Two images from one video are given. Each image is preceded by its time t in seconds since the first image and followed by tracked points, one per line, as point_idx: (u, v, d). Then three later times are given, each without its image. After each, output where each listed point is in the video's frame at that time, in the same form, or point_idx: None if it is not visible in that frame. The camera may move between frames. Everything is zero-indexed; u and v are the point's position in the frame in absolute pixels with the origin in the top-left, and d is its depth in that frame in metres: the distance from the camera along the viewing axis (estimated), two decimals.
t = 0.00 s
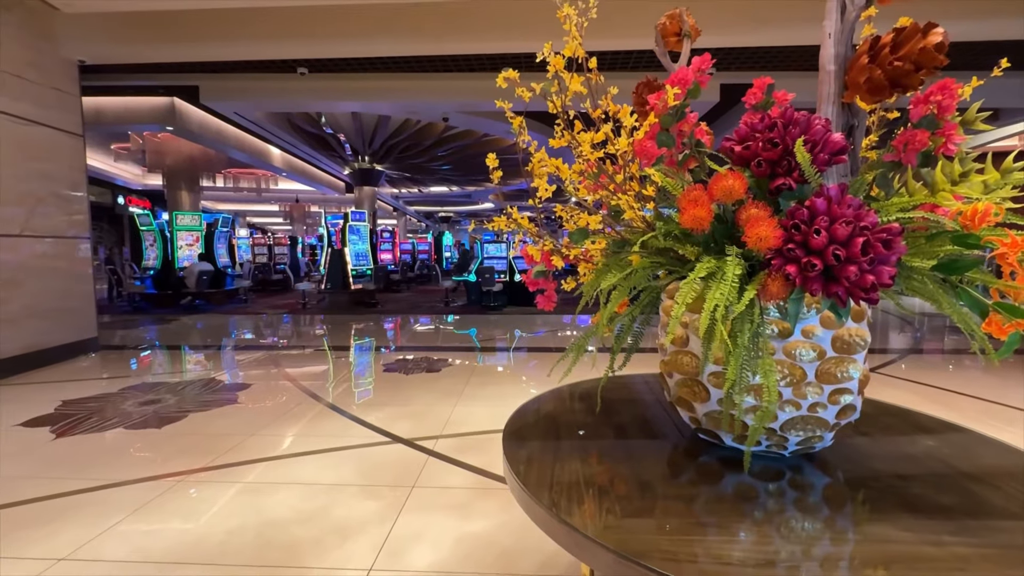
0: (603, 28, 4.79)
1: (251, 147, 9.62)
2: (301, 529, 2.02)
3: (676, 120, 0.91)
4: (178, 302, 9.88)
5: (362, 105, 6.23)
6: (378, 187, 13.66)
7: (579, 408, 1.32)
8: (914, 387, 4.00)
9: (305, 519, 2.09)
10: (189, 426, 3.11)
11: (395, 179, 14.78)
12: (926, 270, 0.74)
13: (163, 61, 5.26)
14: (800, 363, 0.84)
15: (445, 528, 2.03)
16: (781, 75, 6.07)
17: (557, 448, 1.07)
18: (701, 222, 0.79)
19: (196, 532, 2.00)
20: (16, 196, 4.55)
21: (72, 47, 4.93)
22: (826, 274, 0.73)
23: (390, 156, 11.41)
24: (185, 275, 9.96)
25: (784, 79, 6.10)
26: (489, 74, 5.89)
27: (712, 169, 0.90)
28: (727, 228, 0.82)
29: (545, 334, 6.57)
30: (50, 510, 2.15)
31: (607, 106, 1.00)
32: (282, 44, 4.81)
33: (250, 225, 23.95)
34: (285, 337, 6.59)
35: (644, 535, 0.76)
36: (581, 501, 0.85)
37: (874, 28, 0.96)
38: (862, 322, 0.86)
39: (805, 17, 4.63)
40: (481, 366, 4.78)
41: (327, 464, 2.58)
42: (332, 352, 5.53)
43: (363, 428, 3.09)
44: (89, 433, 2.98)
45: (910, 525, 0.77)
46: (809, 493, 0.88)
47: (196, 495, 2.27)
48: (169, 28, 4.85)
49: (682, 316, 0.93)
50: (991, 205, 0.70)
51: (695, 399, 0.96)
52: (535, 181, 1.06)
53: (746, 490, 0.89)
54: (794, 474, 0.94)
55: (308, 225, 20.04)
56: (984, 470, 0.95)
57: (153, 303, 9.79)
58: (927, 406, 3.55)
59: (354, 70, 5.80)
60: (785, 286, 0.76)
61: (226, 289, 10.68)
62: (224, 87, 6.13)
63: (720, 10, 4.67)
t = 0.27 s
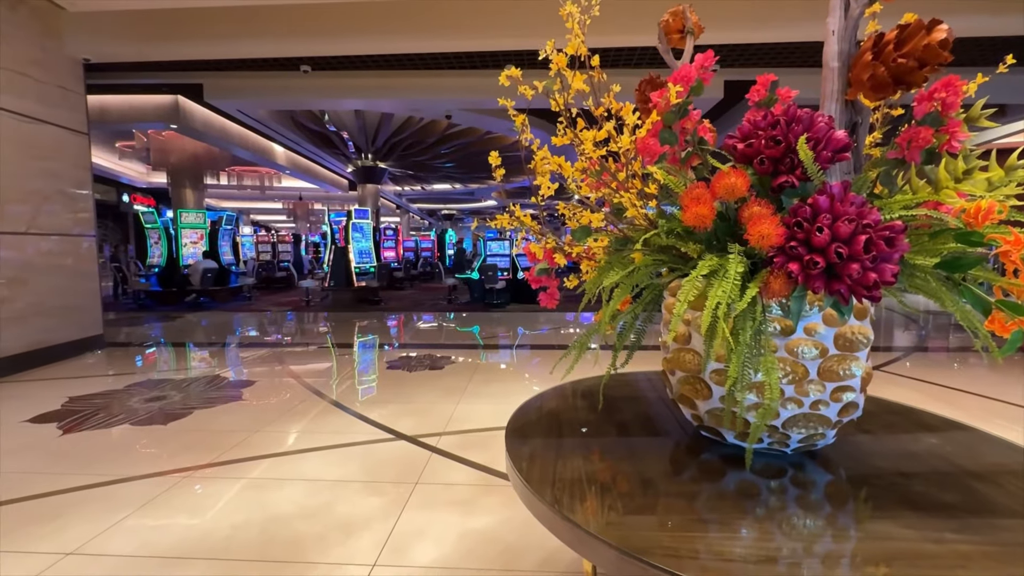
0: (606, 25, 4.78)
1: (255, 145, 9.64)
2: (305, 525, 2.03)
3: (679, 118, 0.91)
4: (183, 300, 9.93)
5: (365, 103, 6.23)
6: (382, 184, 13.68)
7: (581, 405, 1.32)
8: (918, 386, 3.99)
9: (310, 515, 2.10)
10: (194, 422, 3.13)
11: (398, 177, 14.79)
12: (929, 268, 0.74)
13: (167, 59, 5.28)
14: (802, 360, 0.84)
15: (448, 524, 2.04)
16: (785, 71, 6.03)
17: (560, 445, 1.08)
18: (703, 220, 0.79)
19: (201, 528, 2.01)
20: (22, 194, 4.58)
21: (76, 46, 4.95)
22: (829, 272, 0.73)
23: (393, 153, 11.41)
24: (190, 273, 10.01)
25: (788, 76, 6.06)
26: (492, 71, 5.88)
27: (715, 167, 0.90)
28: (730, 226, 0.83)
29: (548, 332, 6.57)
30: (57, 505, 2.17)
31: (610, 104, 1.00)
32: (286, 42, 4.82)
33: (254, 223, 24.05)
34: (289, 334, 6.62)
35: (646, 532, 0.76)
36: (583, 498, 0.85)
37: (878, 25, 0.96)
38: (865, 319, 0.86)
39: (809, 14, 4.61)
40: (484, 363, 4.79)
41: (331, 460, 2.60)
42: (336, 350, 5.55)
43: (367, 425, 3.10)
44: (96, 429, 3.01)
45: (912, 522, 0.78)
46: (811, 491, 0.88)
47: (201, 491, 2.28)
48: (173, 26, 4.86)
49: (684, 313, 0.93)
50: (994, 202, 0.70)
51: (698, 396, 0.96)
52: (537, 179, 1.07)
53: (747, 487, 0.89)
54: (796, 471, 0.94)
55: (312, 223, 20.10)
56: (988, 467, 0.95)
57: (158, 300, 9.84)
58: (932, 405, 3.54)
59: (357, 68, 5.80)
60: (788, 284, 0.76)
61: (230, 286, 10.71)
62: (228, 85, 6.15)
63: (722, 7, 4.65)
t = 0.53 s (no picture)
0: (609, 24, 4.77)
1: (258, 144, 9.67)
2: (308, 523, 2.04)
3: (680, 118, 0.91)
4: (186, 299, 9.96)
5: (367, 102, 6.24)
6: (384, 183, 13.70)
7: (583, 404, 1.33)
8: (921, 385, 3.98)
9: (313, 513, 2.11)
10: (198, 421, 3.15)
11: (400, 176, 14.79)
12: (928, 269, 0.74)
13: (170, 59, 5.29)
14: (802, 360, 0.85)
15: (450, 522, 2.05)
16: (788, 70, 6.02)
17: (562, 444, 1.08)
18: (704, 221, 0.80)
19: (206, 526, 2.03)
20: (27, 194, 4.60)
21: (80, 46, 4.97)
22: (828, 273, 0.74)
23: (395, 152, 11.42)
24: (193, 272, 10.04)
25: (791, 74, 6.04)
26: (494, 70, 5.87)
27: (716, 167, 0.91)
28: (731, 226, 0.83)
29: (550, 331, 6.58)
30: (63, 503, 2.19)
31: (611, 106, 1.00)
32: (289, 42, 4.83)
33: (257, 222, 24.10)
34: (292, 333, 6.64)
35: (647, 531, 0.76)
36: (585, 497, 0.86)
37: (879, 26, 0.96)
38: (865, 319, 0.86)
39: (812, 12, 4.60)
40: (486, 362, 4.80)
41: (334, 458, 2.61)
42: (338, 348, 5.57)
43: (370, 424, 3.11)
44: (100, 427, 3.03)
45: (912, 521, 0.78)
46: (812, 490, 0.88)
47: (205, 490, 2.29)
48: (176, 26, 4.88)
49: (685, 313, 0.93)
50: (993, 204, 0.70)
51: (698, 396, 0.96)
52: (539, 180, 1.07)
53: (748, 486, 0.90)
54: (797, 471, 0.95)
55: (315, 222, 20.14)
56: (988, 467, 0.95)
57: (161, 299, 9.88)
58: (934, 404, 3.53)
59: (359, 67, 5.81)
60: (788, 284, 0.76)
61: (233, 285, 10.74)
62: (230, 85, 6.16)
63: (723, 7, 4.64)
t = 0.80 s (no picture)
0: (609, 25, 4.79)
1: (259, 145, 9.69)
2: (311, 522, 2.05)
3: (679, 123, 0.93)
4: (188, 299, 9.98)
5: (368, 103, 6.26)
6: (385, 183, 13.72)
7: (583, 405, 1.34)
8: (921, 386, 3.98)
9: (315, 513, 2.13)
10: (200, 421, 3.17)
11: (401, 176, 14.80)
12: (923, 272, 0.75)
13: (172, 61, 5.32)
14: (799, 362, 0.86)
15: (451, 522, 2.06)
16: (788, 70, 6.02)
17: (562, 445, 1.09)
18: (702, 225, 0.81)
19: (209, 525, 2.04)
20: (29, 195, 4.62)
21: (82, 47, 4.98)
22: (824, 276, 0.75)
23: (396, 153, 11.43)
24: (194, 272, 10.07)
25: (791, 75, 6.04)
26: (495, 71, 5.88)
27: (714, 171, 0.92)
28: (728, 230, 0.84)
29: (550, 331, 6.58)
30: (66, 503, 2.20)
31: (610, 111, 1.01)
32: (290, 43, 4.84)
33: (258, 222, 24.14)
34: (293, 333, 6.66)
35: (646, 530, 0.78)
36: (584, 496, 0.88)
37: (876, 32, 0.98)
38: (861, 322, 0.87)
39: (812, 13, 4.60)
40: (487, 362, 4.81)
41: (336, 459, 2.62)
42: (339, 349, 5.58)
43: (371, 424, 3.12)
44: (103, 427, 3.04)
45: (907, 521, 0.79)
46: (809, 490, 0.89)
47: (208, 490, 2.31)
48: (178, 28, 4.89)
49: (683, 316, 0.95)
50: (986, 209, 0.71)
51: (697, 396, 0.98)
52: (539, 184, 1.08)
53: (746, 486, 0.91)
54: (794, 471, 0.96)
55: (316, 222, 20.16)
56: (984, 467, 0.96)
57: (163, 299, 9.90)
58: (933, 404, 3.54)
59: (360, 68, 5.82)
60: (784, 287, 0.78)
61: (234, 285, 10.77)
62: (232, 86, 6.18)
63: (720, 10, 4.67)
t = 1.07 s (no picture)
0: (607, 29, 4.81)
1: (259, 147, 9.70)
2: (310, 524, 2.07)
3: (672, 131, 0.94)
4: (187, 301, 9.98)
5: (367, 106, 6.28)
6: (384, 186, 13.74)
7: (579, 408, 1.35)
8: (918, 388, 4.00)
9: (314, 515, 2.14)
10: (200, 424, 3.17)
11: (400, 178, 14.82)
12: (911, 279, 0.76)
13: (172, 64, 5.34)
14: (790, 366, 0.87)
15: (449, 524, 2.07)
16: (786, 73, 6.04)
17: (558, 448, 1.11)
18: (694, 232, 0.83)
19: (208, 528, 2.05)
20: (29, 197, 4.63)
21: (82, 51, 5.00)
22: (813, 283, 0.76)
23: (395, 155, 11.46)
24: (194, 274, 10.07)
25: (789, 78, 6.07)
26: (494, 75, 5.90)
27: (708, 179, 0.93)
28: (719, 237, 0.86)
29: (549, 333, 6.60)
30: (66, 506, 2.21)
31: (604, 120, 1.03)
32: (290, 47, 4.86)
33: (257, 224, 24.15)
34: (292, 335, 6.67)
35: (639, 532, 0.79)
36: (580, 499, 0.89)
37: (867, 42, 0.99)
38: (851, 327, 0.89)
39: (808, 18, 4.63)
40: (485, 365, 4.82)
41: (335, 461, 2.63)
42: (338, 351, 5.59)
43: (370, 427, 3.13)
44: (103, 430, 3.05)
45: (896, 523, 0.80)
46: (801, 492, 0.91)
47: (207, 493, 2.32)
48: (179, 32, 4.91)
49: (677, 320, 0.96)
50: (971, 217, 0.73)
51: (690, 400, 0.99)
52: (534, 191, 1.09)
53: (739, 488, 0.92)
54: (786, 474, 0.97)
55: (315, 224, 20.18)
56: (973, 470, 0.98)
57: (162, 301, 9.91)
58: (929, 406, 3.56)
59: (359, 72, 5.84)
60: (775, 293, 0.79)
61: (234, 288, 10.78)
62: (232, 89, 6.20)
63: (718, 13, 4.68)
